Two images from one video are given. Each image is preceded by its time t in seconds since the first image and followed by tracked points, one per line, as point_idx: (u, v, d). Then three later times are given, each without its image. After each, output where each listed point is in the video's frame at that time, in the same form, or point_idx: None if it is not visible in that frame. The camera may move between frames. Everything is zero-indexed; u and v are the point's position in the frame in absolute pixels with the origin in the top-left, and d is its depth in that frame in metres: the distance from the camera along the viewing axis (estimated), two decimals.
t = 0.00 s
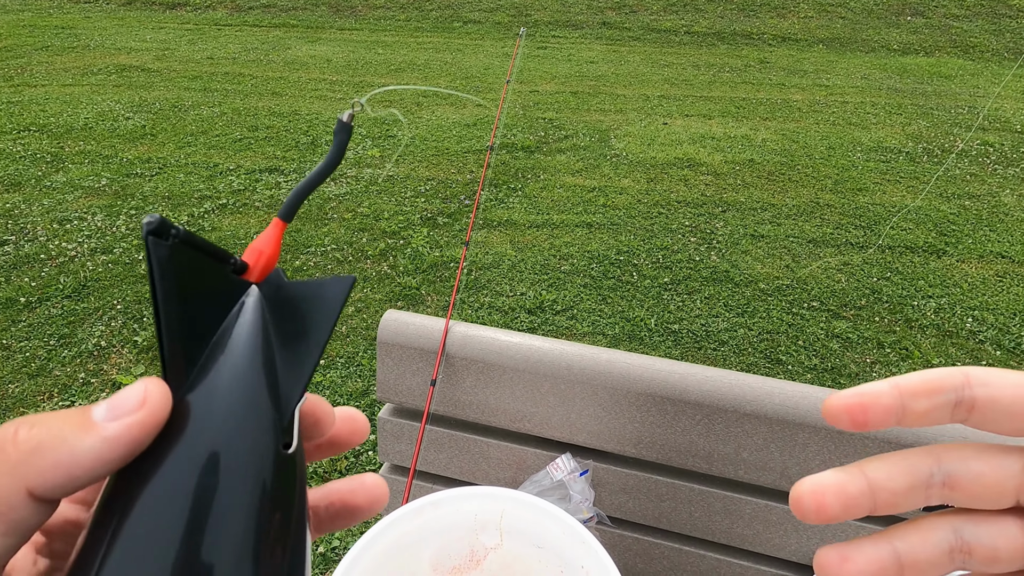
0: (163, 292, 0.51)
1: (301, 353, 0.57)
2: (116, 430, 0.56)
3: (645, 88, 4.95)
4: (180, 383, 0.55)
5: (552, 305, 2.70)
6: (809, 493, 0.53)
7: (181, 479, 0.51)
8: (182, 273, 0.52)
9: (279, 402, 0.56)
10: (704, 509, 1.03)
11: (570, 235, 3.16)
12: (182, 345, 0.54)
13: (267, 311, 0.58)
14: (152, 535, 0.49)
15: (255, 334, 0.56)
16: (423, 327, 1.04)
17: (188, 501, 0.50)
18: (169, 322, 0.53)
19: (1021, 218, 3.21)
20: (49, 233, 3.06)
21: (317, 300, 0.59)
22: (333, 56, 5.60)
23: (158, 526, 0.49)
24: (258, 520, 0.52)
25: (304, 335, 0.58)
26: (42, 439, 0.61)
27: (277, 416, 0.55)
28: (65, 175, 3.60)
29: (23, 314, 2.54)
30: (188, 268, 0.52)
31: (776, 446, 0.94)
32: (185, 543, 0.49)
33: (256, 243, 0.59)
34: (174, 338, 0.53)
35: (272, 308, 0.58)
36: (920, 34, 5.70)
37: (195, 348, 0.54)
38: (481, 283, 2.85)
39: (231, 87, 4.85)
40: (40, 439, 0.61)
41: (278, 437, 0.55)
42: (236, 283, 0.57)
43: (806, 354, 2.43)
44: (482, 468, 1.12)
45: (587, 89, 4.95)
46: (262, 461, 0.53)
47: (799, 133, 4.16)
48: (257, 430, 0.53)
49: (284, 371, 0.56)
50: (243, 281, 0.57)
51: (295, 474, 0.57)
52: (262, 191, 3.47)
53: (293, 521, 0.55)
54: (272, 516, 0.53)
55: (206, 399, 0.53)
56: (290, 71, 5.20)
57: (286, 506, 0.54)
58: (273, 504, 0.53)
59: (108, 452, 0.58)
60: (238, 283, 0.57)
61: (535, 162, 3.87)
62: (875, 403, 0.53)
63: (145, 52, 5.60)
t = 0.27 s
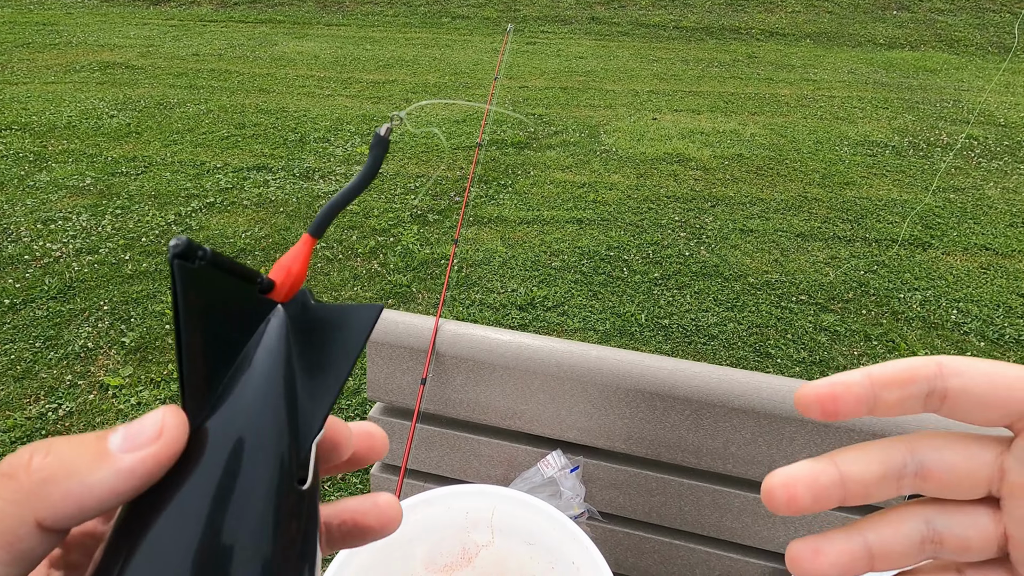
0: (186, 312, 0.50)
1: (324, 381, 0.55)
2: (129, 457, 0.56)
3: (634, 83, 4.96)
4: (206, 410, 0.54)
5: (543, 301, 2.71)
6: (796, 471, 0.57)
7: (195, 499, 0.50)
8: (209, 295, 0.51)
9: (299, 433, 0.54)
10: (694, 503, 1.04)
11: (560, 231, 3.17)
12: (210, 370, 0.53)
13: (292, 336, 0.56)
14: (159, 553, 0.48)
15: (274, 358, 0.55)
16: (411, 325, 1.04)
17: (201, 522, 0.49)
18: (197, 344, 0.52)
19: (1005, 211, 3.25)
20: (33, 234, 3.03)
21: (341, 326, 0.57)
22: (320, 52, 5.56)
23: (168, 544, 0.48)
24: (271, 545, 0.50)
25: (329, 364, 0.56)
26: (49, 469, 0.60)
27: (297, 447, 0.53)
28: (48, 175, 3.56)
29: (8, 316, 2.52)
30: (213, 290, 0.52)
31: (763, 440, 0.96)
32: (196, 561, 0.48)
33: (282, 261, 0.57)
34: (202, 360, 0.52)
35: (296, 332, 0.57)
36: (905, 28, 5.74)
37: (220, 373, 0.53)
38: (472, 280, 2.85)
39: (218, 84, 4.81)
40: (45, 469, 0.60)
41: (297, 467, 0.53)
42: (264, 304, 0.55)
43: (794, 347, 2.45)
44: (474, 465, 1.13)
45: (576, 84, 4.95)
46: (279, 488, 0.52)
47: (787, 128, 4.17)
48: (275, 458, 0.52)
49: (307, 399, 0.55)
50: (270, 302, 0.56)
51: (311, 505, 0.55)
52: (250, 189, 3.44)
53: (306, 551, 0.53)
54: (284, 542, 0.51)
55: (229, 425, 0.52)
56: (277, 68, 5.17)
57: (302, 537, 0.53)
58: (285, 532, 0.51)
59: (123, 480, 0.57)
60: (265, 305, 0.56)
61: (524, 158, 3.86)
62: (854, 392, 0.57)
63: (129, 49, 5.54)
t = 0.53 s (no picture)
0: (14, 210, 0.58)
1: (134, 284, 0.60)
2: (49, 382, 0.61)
3: (622, 79, 4.96)
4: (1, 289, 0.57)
5: (529, 298, 2.71)
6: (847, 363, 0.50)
7: None
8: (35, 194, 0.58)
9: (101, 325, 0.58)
10: (669, 498, 1.06)
11: (547, 227, 3.17)
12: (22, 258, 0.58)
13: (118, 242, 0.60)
14: None
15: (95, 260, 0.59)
16: (385, 325, 1.05)
17: None
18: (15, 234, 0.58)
19: (987, 204, 3.29)
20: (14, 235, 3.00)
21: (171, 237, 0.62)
22: (306, 48, 5.52)
23: None
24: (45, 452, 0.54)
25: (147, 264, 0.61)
26: None
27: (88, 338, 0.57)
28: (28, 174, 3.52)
29: None
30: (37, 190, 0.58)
31: (736, 435, 0.97)
32: None
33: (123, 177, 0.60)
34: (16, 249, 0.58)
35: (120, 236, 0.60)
36: (891, 22, 5.77)
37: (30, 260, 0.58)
38: (459, 277, 2.85)
39: (202, 81, 4.76)
40: None
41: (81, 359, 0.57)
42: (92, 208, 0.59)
43: (778, 341, 2.47)
44: (452, 463, 1.13)
45: (564, 80, 4.95)
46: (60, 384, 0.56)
47: (773, 123, 4.19)
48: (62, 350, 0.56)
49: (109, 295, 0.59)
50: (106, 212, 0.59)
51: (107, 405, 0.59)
52: (234, 188, 3.42)
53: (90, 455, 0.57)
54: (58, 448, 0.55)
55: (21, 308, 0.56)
56: (263, 64, 5.12)
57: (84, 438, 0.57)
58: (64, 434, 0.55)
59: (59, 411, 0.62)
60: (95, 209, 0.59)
61: (512, 154, 3.86)
62: (909, 251, 0.50)
63: (112, 45, 5.47)
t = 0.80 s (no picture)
0: (167, 278, 0.58)
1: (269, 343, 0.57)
2: (88, 376, 0.59)
3: (613, 74, 4.95)
4: (155, 355, 0.57)
5: (519, 294, 2.70)
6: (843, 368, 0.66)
7: (109, 454, 0.50)
8: (188, 259, 0.58)
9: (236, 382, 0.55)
10: (651, 493, 1.06)
11: (537, 223, 3.16)
12: (171, 323, 0.58)
13: (263, 304, 0.59)
14: (57, 512, 0.48)
15: (235, 321, 0.57)
16: (366, 321, 1.05)
17: (113, 482, 0.50)
18: (164, 303, 0.58)
19: (975, 197, 3.30)
20: None
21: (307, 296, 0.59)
22: (295, 44, 5.48)
23: (66, 514, 0.48)
24: (171, 514, 0.50)
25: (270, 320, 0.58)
26: (24, 378, 0.64)
27: (225, 398, 0.54)
28: (12, 172, 3.48)
29: None
30: (190, 258, 0.58)
31: (717, 429, 0.98)
32: (92, 524, 0.48)
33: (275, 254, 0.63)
34: (165, 316, 0.58)
35: (263, 300, 0.59)
36: (881, 17, 5.77)
37: (181, 326, 0.58)
38: (449, 274, 2.84)
39: (189, 78, 4.72)
40: (24, 379, 0.64)
41: (213, 417, 0.53)
42: (244, 280, 0.60)
43: (767, 335, 2.47)
44: (434, 461, 1.14)
45: (555, 75, 4.93)
46: (194, 445, 0.52)
47: (763, 117, 4.19)
48: (197, 409, 0.53)
49: (250, 354, 0.56)
50: (251, 281, 0.60)
51: (235, 468, 0.55)
52: (222, 185, 3.39)
53: (216, 522, 0.53)
54: (187, 513, 0.51)
55: (162, 372, 0.55)
56: (251, 61, 5.08)
57: (209, 502, 0.53)
58: (195, 497, 0.52)
59: (76, 395, 0.60)
60: (246, 281, 0.60)
61: (502, 150, 3.84)
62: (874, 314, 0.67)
63: (98, 42, 5.41)
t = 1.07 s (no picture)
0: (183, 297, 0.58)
1: (280, 372, 0.58)
2: (107, 395, 0.58)
3: (609, 70, 4.93)
4: (168, 375, 0.59)
5: (512, 290, 2.69)
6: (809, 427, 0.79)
7: (118, 474, 0.52)
8: (206, 284, 0.59)
9: (245, 409, 0.57)
10: (636, 491, 1.06)
11: (531, 220, 3.15)
12: (185, 345, 0.59)
13: (275, 332, 0.60)
14: (62, 529, 0.49)
15: (248, 347, 0.59)
16: (347, 319, 1.06)
17: (119, 499, 0.51)
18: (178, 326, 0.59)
19: (970, 193, 3.30)
20: None
21: (321, 326, 0.60)
22: (290, 40, 5.45)
23: (75, 528, 0.50)
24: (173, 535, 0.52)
25: (284, 349, 0.59)
26: (39, 391, 0.61)
27: (233, 422, 0.56)
28: (3, 169, 3.46)
29: None
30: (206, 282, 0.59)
31: (701, 427, 0.98)
32: (96, 542, 0.50)
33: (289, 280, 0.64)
34: (179, 339, 0.59)
35: (277, 329, 0.60)
36: (878, 12, 5.75)
37: (194, 348, 0.59)
38: (442, 270, 2.83)
39: (182, 74, 4.69)
40: (38, 392, 0.61)
41: (220, 443, 0.55)
42: (258, 306, 0.61)
43: (760, 331, 2.47)
44: (418, 460, 1.13)
45: (551, 71, 4.92)
46: (200, 469, 0.54)
47: (759, 113, 4.18)
48: (205, 433, 0.55)
49: (260, 381, 0.58)
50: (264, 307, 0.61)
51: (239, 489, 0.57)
52: (214, 182, 3.38)
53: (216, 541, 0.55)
54: (188, 533, 0.53)
55: (174, 395, 0.56)
56: (245, 57, 5.05)
57: (212, 521, 0.55)
58: (198, 518, 0.54)
59: (94, 412, 0.59)
60: (261, 308, 0.61)
61: (497, 146, 3.83)
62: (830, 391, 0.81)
63: (90, 37, 5.38)
